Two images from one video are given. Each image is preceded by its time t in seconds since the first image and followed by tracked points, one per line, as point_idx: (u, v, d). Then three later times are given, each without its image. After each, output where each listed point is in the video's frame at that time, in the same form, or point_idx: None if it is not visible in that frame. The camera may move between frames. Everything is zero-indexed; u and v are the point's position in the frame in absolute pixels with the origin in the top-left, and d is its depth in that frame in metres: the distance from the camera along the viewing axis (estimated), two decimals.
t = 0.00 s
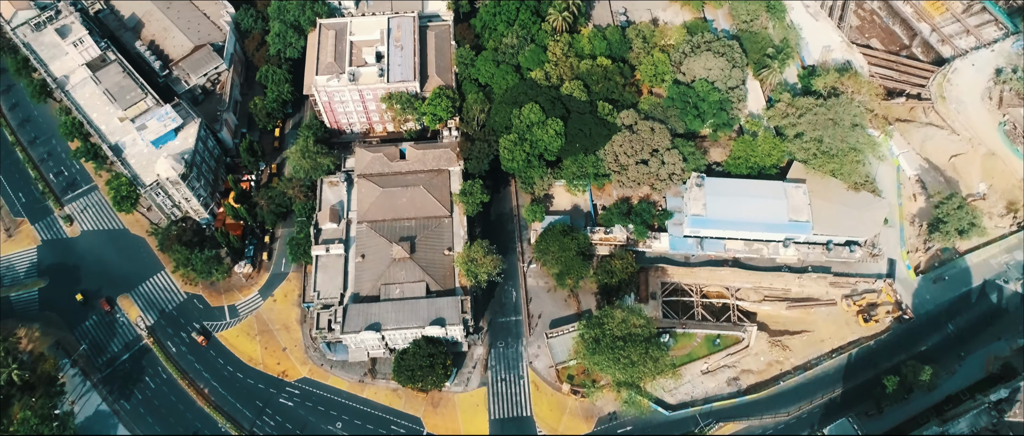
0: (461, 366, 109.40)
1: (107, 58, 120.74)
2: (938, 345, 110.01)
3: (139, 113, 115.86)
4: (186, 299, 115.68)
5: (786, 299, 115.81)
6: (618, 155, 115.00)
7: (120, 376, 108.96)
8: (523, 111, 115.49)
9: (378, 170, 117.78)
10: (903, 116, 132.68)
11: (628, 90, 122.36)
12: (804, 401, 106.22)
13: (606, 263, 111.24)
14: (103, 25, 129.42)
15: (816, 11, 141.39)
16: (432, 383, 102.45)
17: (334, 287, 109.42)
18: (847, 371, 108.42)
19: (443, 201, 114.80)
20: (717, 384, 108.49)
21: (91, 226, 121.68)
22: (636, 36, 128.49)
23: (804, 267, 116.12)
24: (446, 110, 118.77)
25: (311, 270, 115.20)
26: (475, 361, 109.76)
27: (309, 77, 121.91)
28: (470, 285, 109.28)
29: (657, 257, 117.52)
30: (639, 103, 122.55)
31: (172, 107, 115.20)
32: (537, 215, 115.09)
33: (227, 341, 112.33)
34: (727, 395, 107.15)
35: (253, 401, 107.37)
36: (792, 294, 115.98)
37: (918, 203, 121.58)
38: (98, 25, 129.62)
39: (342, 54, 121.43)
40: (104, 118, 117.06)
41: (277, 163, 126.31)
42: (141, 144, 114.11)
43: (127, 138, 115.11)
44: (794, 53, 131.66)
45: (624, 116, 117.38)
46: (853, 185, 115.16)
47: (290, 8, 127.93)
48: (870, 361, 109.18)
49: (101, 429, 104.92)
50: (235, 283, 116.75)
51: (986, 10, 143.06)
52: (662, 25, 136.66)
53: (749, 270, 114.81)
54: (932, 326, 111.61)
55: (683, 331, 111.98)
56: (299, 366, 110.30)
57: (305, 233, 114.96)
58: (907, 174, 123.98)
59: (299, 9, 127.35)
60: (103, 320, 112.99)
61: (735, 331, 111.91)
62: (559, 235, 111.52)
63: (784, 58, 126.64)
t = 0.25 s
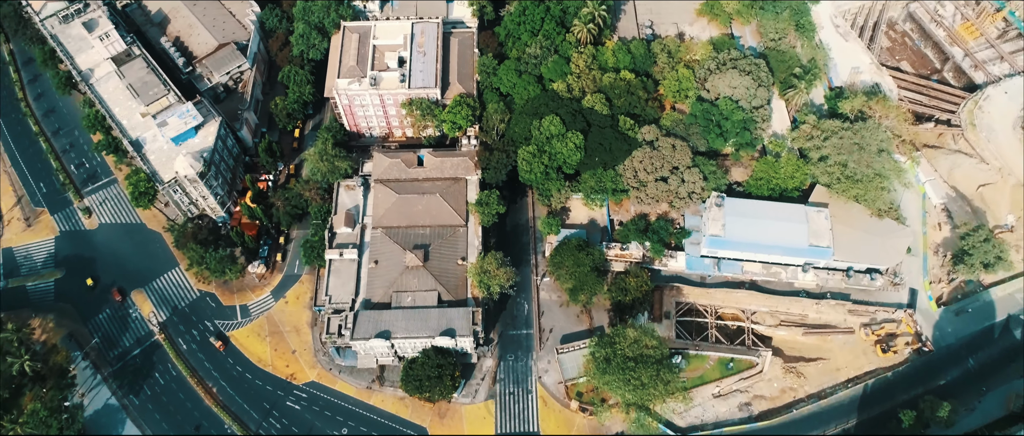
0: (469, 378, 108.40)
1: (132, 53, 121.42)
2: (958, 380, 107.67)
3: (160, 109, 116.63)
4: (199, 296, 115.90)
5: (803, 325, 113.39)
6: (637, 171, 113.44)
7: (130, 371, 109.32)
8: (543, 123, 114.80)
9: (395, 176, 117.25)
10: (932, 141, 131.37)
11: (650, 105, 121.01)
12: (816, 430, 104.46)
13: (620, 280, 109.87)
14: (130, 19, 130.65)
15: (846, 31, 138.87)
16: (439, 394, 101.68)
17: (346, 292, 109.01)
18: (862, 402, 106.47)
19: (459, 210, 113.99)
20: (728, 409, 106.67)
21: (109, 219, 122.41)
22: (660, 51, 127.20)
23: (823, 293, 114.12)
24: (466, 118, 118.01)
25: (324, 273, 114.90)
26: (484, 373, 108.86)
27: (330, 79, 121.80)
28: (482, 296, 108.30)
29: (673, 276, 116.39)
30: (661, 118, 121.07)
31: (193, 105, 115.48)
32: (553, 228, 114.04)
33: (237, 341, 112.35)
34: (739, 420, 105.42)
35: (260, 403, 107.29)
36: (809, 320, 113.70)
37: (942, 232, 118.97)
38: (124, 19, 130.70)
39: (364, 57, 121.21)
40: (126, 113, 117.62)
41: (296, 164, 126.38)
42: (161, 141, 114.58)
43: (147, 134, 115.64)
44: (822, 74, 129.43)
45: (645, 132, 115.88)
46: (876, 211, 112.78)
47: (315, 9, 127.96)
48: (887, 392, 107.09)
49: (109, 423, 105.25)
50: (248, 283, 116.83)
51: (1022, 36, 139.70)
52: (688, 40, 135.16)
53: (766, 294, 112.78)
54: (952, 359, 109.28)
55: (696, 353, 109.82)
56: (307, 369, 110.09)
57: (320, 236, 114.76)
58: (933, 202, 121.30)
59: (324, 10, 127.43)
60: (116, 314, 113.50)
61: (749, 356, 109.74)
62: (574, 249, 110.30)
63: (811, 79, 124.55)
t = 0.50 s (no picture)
0: (477, 390, 107.54)
1: (157, 49, 122.24)
2: (976, 417, 105.77)
3: (181, 107, 117.02)
4: (212, 295, 116.09)
5: (819, 352, 111.16)
6: (657, 189, 111.65)
7: (140, 367, 109.68)
8: (563, 136, 114.21)
9: (412, 183, 116.69)
10: (960, 170, 127.39)
11: (672, 121, 119.13)
12: None
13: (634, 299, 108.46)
14: (156, 15, 131.47)
15: (876, 52, 136.25)
16: (446, 406, 100.88)
17: (357, 298, 108.66)
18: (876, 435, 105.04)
19: (474, 220, 113.02)
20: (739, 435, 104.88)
21: (126, 213, 123.06)
22: (685, 66, 125.54)
23: (841, 321, 111.76)
24: (486, 127, 117.23)
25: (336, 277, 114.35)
26: (492, 386, 107.89)
27: (351, 83, 121.48)
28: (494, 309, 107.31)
29: (688, 297, 115.04)
30: (683, 135, 119.45)
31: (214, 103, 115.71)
32: (568, 243, 113.00)
33: (247, 341, 112.33)
34: None
35: (267, 405, 107.17)
36: (826, 347, 111.33)
37: (967, 263, 116.36)
38: (151, 14, 131.78)
39: (386, 62, 120.75)
40: (148, 109, 118.21)
41: (313, 166, 126.21)
42: (181, 138, 115.11)
43: (168, 131, 116.18)
44: (850, 96, 127.11)
45: (667, 149, 114.17)
46: (899, 240, 110.30)
47: (340, 12, 127.75)
48: (902, 426, 105.44)
49: (118, 418, 105.68)
50: (261, 284, 116.85)
51: None
52: (714, 56, 133.45)
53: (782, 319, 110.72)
54: (971, 395, 107.24)
55: (708, 376, 108.36)
56: (316, 373, 109.79)
57: (334, 240, 114.48)
58: (959, 232, 118.55)
59: (347, 13, 127.06)
60: (130, 309, 114.00)
61: (762, 381, 107.77)
62: (588, 265, 108.92)
63: (838, 100, 122.22)
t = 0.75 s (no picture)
0: (485, 405, 106.39)
1: (185, 45, 123.23)
2: None
3: (206, 104, 117.01)
4: (226, 293, 116.30)
5: (836, 385, 108.02)
6: (678, 209, 109.94)
7: (152, 362, 110.04)
8: (585, 152, 112.79)
9: (431, 191, 116.06)
10: (991, 203, 125.43)
11: (698, 140, 116.98)
12: None
13: (649, 320, 106.83)
14: (186, 11, 133.07)
15: (910, 79, 133.34)
16: (453, 420, 99.77)
17: (370, 305, 108.06)
18: None
19: (491, 232, 111.99)
20: None
21: (147, 207, 123.78)
22: (713, 85, 123.69)
23: (860, 353, 109.53)
24: (507, 139, 116.29)
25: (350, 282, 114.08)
26: (501, 401, 106.74)
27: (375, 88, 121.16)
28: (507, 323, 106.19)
29: (704, 320, 113.37)
30: (708, 155, 117.29)
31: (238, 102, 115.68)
32: (585, 259, 111.49)
33: (259, 342, 112.28)
34: None
35: (276, 408, 106.91)
36: (844, 380, 108.17)
37: (995, 301, 113.37)
38: (181, 10, 133.30)
39: (411, 68, 120.32)
40: (172, 105, 118.79)
41: (333, 168, 125.90)
42: (204, 136, 115.66)
43: (191, 128, 116.68)
44: (881, 123, 124.45)
45: (690, 169, 112.21)
46: (926, 274, 107.43)
47: (367, 16, 127.14)
48: None
49: (127, 413, 105.96)
50: (276, 285, 116.82)
51: None
52: (743, 76, 131.43)
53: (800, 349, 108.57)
54: None
55: (721, 403, 106.51)
56: (325, 378, 109.39)
57: (350, 245, 114.13)
58: (988, 268, 116.27)
59: (375, 17, 126.77)
60: (145, 303, 114.51)
61: (776, 412, 105.54)
62: (604, 284, 107.41)
63: (868, 127, 119.41)
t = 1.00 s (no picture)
0: (490, 412, 105.78)
1: (201, 43, 123.92)
2: None
3: (220, 102, 117.58)
4: (235, 292, 116.44)
5: (845, 403, 106.93)
6: (690, 221, 108.96)
7: (159, 359, 110.25)
8: (597, 161, 112.05)
9: (441, 196, 115.60)
10: (1009, 222, 124.94)
11: (712, 152, 115.81)
12: None
13: (658, 332, 105.87)
14: (203, 8, 133.64)
15: (929, 94, 131.66)
16: (458, 427, 99.20)
17: (378, 308, 107.64)
18: None
19: (501, 238, 111.33)
20: None
21: (158, 203, 124.19)
22: (729, 96, 122.72)
23: (870, 372, 108.37)
24: (520, 146, 115.57)
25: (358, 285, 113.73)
26: (507, 409, 106.07)
27: (389, 90, 120.95)
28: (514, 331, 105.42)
29: (712, 334, 112.54)
30: (722, 167, 116.21)
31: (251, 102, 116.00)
32: (595, 268, 110.72)
33: (266, 342, 112.27)
34: None
35: (280, 409, 106.78)
36: (853, 399, 107.16)
37: (1010, 324, 112.48)
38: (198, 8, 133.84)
39: (425, 72, 119.83)
40: (186, 102, 119.02)
41: (345, 170, 125.90)
42: (217, 134, 115.71)
43: (204, 126, 116.77)
44: (899, 139, 122.93)
45: (703, 181, 111.15)
46: (940, 294, 105.54)
47: (383, 18, 127.24)
48: None
49: (133, 409, 106.31)
50: (284, 285, 116.83)
51: None
52: (760, 87, 130.32)
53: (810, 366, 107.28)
54: None
55: (728, 419, 105.37)
56: (331, 380, 109.21)
57: (360, 247, 113.85)
58: (1004, 289, 114.66)
59: (391, 20, 126.54)
60: (153, 300, 114.79)
61: (783, 429, 104.15)
62: (614, 294, 106.49)
63: (886, 143, 117.76)
